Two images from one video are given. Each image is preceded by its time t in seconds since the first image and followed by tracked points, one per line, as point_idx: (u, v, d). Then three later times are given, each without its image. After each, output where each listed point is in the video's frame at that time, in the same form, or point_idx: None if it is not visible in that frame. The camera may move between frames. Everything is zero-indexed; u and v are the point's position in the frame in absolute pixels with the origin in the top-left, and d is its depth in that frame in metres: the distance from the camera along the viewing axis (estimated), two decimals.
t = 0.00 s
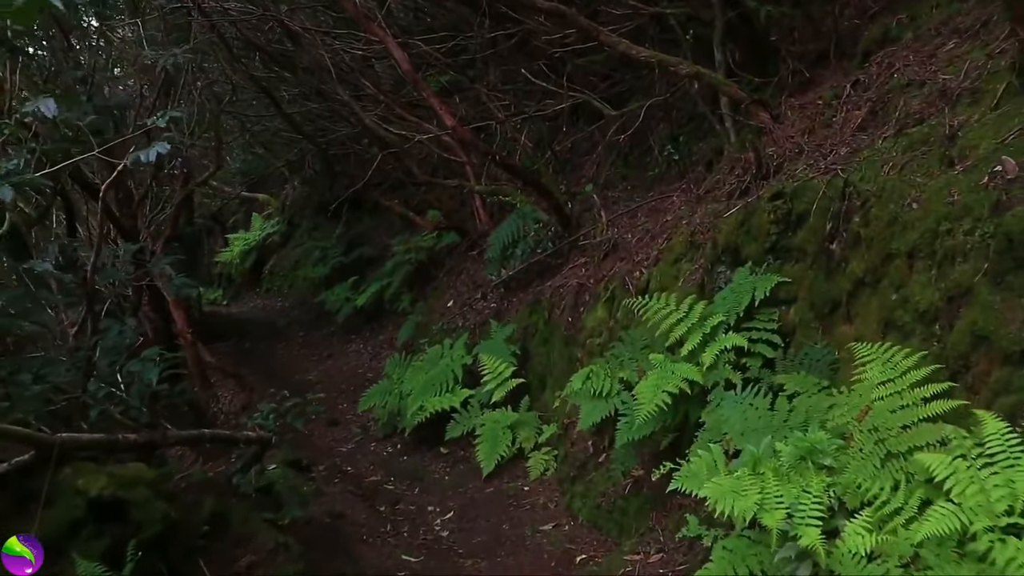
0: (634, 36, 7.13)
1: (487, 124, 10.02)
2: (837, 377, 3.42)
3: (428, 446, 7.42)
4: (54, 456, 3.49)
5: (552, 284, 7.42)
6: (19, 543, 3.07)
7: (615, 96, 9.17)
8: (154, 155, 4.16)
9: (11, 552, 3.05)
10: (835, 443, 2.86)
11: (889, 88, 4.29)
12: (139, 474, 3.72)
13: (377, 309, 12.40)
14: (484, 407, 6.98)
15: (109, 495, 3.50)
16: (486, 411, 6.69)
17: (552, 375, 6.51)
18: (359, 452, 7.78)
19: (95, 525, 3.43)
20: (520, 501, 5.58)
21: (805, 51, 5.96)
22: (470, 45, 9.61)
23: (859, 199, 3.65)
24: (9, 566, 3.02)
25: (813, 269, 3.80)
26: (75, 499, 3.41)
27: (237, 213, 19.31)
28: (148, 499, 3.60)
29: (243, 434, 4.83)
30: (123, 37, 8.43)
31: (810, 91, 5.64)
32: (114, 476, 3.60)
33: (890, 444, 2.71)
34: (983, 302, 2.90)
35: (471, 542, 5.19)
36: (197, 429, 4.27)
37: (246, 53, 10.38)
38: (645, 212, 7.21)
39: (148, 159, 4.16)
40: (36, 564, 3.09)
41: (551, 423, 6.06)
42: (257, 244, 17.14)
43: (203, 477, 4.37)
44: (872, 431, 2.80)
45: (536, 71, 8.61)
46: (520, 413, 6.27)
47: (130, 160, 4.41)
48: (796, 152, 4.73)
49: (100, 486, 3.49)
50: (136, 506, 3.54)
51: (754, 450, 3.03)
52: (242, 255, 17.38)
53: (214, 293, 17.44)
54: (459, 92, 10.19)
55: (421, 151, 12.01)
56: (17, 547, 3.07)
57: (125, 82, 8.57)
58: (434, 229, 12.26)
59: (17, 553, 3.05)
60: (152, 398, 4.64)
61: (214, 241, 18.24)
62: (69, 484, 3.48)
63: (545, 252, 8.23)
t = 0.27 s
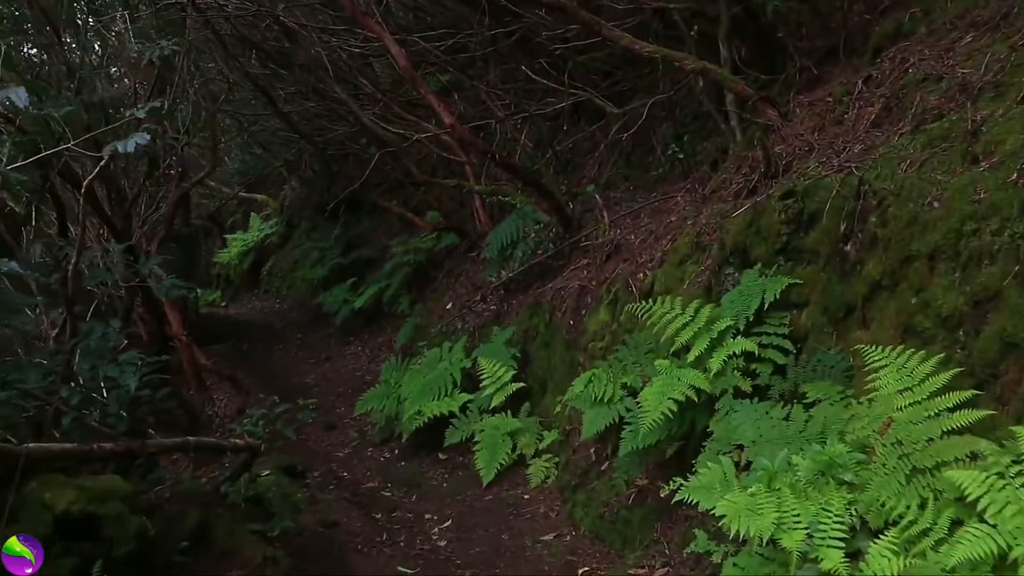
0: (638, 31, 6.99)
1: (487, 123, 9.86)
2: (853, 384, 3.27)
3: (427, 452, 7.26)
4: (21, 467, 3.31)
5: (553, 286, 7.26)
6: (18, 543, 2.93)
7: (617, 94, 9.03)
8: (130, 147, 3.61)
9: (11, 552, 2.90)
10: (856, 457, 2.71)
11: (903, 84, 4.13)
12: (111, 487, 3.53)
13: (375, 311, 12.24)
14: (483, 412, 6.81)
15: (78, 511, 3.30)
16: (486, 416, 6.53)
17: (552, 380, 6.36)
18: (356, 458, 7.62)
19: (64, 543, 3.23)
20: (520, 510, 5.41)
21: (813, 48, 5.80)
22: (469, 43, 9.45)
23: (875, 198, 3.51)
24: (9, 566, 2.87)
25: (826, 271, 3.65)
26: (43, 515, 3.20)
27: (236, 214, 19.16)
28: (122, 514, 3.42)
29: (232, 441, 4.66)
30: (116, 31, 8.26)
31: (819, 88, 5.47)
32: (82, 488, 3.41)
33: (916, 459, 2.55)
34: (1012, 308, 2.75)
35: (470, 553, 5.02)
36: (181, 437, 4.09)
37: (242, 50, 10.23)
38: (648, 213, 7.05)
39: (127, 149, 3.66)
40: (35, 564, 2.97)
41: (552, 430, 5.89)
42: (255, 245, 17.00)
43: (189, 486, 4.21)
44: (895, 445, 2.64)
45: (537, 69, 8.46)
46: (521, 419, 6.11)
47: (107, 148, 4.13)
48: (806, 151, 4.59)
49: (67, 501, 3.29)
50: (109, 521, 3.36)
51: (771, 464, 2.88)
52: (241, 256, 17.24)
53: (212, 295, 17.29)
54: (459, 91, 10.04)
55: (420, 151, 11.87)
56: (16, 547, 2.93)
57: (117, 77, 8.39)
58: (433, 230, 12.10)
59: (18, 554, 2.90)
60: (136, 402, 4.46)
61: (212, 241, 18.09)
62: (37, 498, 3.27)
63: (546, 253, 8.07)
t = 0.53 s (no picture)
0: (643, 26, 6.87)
1: (487, 122, 9.71)
2: (870, 392, 3.11)
3: (425, 458, 7.09)
4: None
5: (554, 287, 7.11)
6: (18, 543, 2.85)
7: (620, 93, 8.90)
8: (109, 137, 3.58)
9: (12, 552, 2.82)
10: (881, 471, 2.56)
11: (920, 78, 3.99)
12: (87, 501, 3.27)
13: (374, 312, 12.08)
14: (483, 417, 6.66)
15: (47, 528, 3.03)
16: (485, 421, 6.38)
17: (553, 383, 6.20)
18: (352, 462, 7.46)
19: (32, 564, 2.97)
20: (521, 518, 5.25)
21: (822, 43, 5.66)
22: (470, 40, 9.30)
23: (894, 196, 3.38)
24: (10, 566, 2.79)
25: (841, 273, 3.50)
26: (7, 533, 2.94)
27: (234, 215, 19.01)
28: (97, 529, 3.16)
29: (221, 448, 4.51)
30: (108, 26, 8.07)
31: (829, 84, 5.32)
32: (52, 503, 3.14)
33: (948, 474, 2.40)
34: None
35: (469, 563, 4.86)
36: (166, 444, 3.95)
37: (239, 47, 10.11)
38: (652, 213, 6.90)
39: (105, 139, 3.61)
40: (35, 564, 2.89)
41: (554, 435, 5.73)
42: (254, 246, 16.86)
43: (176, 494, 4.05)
44: (924, 458, 2.50)
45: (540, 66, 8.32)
46: (522, 424, 5.96)
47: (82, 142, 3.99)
48: (817, 148, 4.45)
49: (36, 517, 3.02)
50: (84, 538, 3.10)
51: (789, 478, 2.73)
52: (239, 257, 17.11)
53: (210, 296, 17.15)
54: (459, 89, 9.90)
55: (420, 151, 11.72)
56: (17, 547, 2.85)
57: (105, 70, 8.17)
58: (433, 230, 11.94)
59: (20, 553, 2.82)
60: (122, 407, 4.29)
61: (210, 242, 17.93)
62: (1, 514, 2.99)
63: (547, 254, 7.91)
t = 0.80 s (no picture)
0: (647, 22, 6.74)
1: (488, 120, 9.58)
2: (887, 398, 2.98)
3: (424, 462, 6.95)
4: None
5: (556, 288, 6.98)
6: (18, 543, 2.80)
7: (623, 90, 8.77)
8: (89, 128, 3.52)
9: (11, 552, 2.77)
10: (907, 486, 2.43)
11: (935, 71, 3.87)
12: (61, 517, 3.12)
13: (373, 313, 11.94)
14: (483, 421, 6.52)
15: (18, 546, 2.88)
16: (485, 425, 6.24)
17: (555, 387, 6.07)
18: (350, 467, 7.32)
19: None
20: (521, 526, 5.11)
21: (831, 39, 5.53)
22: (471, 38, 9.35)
23: (912, 194, 3.26)
24: (9, 566, 2.74)
25: (856, 274, 3.37)
26: None
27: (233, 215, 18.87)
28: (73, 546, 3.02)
29: (211, 456, 4.29)
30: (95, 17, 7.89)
31: (838, 80, 5.20)
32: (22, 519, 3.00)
33: (979, 489, 2.28)
34: None
35: (468, 572, 4.71)
36: (151, 454, 3.72)
37: (238, 45, 10.01)
38: (656, 212, 6.77)
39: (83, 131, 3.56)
40: (36, 564, 2.83)
41: (556, 440, 5.59)
42: (253, 246, 16.74)
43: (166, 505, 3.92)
44: (953, 471, 2.37)
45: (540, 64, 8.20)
46: (523, 428, 5.82)
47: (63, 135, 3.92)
48: (828, 145, 4.32)
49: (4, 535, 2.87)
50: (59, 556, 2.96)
51: (807, 492, 2.59)
52: (238, 257, 16.99)
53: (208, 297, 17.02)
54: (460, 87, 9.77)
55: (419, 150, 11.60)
56: (16, 547, 2.80)
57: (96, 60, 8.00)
58: (432, 231, 11.80)
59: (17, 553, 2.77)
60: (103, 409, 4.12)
61: (208, 242, 17.79)
62: None
63: (548, 255, 7.78)
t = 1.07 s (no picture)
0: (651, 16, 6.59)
1: (488, 118, 9.43)
2: (909, 407, 2.82)
3: (422, 467, 6.78)
4: None
5: (557, 289, 6.82)
6: (18, 543, 2.86)
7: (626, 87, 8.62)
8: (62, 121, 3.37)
9: (11, 552, 2.82)
10: (943, 506, 2.28)
11: (955, 63, 3.72)
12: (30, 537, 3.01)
13: (372, 314, 11.78)
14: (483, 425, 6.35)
15: None
16: (485, 430, 6.08)
17: (557, 390, 5.91)
18: (347, 472, 7.17)
19: None
20: (523, 535, 4.94)
21: (841, 32, 5.39)
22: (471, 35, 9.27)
23: (936, 190, 3.11)
24: (9, 566, 2.79)
25: (876, 274, 3.22)
26: None
27: (232, 214, 18.72)
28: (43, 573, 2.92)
29: (197, 468, 4.03)
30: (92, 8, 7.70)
31: (850, 73, 5.05)
32: None
33: None
34: None
35: None
36: (132, 467, 3.59)
37: (235, 42, 9.87)
38: (660, 211, 6.61)
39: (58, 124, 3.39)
40: (35, 565, 2.89)
41: (558, 446, 5.43)
42: (251, 246, 16.59)
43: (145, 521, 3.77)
44: (994, 491, 2.23)
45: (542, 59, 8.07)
46: (524, 433, 5.66)
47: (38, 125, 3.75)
48: (842, 141, 4.16)
49: None
50: None
51: (834, 511, 2.43)
52: (236, 257, 16.83)
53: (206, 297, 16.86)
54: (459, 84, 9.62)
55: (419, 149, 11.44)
56: (16, 547, 2.85)
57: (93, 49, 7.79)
58: (432, 230, 11.64)
59: (17, 553, 2.83)
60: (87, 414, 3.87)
61: (207, 242, 17.63)
62: None
63: (550, 254, 7.62)
